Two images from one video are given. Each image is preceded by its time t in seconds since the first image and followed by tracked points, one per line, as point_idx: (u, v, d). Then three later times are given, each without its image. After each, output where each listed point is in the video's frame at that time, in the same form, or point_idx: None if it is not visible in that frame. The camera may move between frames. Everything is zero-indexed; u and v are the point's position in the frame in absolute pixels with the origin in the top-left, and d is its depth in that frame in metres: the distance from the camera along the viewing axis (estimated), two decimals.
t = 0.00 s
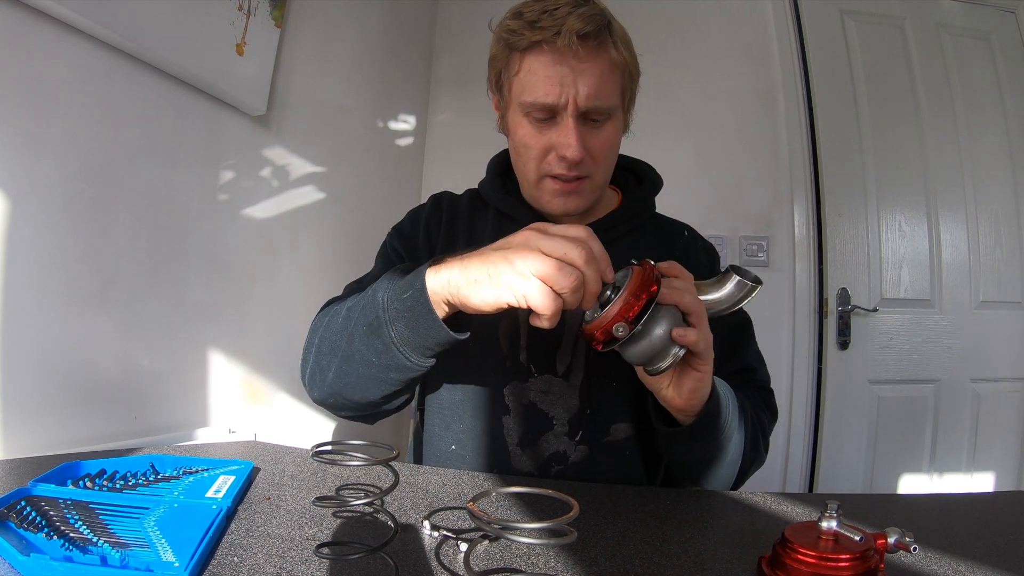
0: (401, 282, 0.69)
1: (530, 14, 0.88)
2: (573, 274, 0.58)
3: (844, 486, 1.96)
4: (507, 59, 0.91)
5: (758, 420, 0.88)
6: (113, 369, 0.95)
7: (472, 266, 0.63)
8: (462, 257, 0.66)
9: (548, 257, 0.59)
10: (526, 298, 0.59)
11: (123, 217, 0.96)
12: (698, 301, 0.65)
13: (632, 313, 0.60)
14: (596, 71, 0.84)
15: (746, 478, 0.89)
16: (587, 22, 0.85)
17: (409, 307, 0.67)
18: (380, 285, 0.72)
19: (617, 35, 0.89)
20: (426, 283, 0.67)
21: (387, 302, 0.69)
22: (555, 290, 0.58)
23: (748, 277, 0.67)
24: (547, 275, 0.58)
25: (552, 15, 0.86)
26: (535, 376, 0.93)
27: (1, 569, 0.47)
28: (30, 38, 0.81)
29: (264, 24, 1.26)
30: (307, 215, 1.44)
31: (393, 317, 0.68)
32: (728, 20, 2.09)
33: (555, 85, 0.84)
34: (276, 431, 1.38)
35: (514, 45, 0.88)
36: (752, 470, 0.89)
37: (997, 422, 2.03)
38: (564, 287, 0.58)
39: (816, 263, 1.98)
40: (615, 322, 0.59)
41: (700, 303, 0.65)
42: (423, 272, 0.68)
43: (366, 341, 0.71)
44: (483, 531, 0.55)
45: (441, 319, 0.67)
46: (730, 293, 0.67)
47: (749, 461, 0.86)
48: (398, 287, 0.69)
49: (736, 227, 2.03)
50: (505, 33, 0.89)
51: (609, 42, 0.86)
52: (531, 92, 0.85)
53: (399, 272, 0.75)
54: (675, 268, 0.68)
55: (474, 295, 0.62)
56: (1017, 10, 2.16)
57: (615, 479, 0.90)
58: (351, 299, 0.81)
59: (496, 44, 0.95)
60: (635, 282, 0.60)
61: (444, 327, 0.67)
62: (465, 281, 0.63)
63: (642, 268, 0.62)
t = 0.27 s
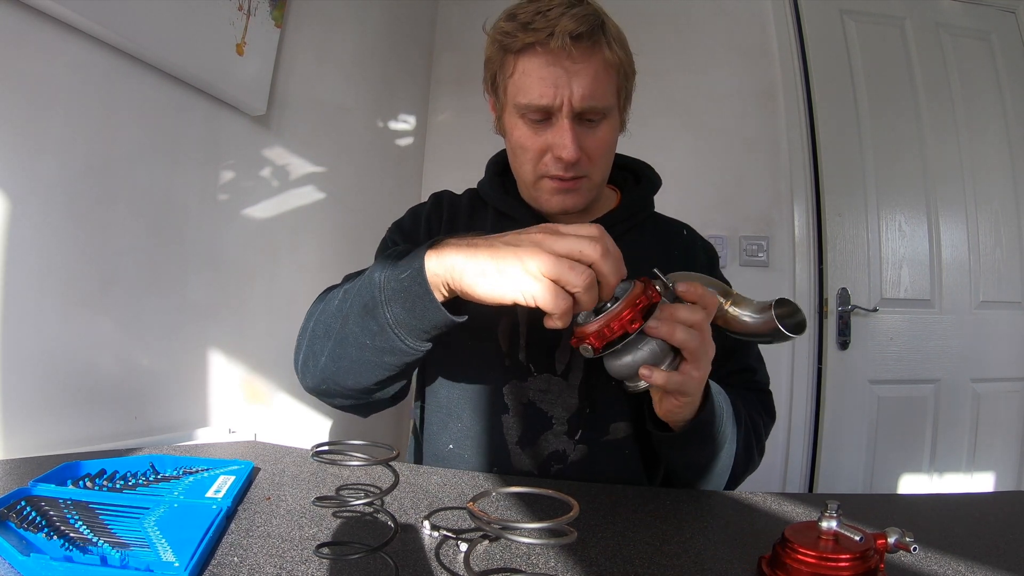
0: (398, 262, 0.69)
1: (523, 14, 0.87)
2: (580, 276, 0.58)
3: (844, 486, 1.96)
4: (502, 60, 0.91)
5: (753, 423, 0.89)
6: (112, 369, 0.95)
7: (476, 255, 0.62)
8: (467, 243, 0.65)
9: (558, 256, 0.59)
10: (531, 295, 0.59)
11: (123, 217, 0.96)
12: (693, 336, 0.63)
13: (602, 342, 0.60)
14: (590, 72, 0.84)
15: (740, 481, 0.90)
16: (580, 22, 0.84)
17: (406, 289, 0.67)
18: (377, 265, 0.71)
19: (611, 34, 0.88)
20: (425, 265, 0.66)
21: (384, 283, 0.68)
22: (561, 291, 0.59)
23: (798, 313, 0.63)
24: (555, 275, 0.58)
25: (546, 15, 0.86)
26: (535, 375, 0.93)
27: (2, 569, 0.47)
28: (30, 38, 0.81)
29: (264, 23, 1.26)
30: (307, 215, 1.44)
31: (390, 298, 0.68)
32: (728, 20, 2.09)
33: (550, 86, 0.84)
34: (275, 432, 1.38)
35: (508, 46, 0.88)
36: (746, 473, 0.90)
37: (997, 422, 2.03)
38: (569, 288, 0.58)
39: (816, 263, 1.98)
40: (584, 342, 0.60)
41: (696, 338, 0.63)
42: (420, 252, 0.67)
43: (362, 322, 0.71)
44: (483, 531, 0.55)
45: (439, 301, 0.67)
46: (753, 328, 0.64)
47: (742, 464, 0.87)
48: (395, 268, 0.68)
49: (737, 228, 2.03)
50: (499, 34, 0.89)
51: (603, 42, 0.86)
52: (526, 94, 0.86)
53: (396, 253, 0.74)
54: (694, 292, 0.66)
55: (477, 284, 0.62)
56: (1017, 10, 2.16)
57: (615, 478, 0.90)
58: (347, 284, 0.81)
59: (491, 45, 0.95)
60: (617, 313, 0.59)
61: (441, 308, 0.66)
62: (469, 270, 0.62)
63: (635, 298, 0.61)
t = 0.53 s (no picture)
0: (397, 300, 0.69)
1: (526, 14, 0.87)
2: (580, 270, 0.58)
3: (844, 486, 1.96)
4: (504, 60, 0.91)
5: (751, 424, 0.89)
6: (112, 369, 0.95)
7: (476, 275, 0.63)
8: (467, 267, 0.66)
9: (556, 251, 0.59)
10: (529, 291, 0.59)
11: (123, 216, 0.96)
12: (693, 350, 0.63)
13: (600, 345, 0.59)
14: (593, 72, 0.84)
15: (738, 481, 0.90)
16: (583, 23, 0.84)
17: (406, 331, 0.67)
18: (376, 302, 0.71)
19: (614, 35, 0.88)
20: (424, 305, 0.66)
21: (384, 323, 0.69)
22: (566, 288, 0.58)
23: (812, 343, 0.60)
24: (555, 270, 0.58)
25: (549, 15, 0.86)
26: (535, 375, 0.93)
27: (1, 569, 0.47)
28: (30, 38, 0.81)
29: (263, 23, 1.26)
30: (308, 215, 1.44)
31: (390, 339, 0.68)
32: (728, 20, 2.09)
33: (552, 87, 0.84)
34: (276, 432, 1.38)
35: (510, 46, 0.88)
36: (743, 474, 0.90)
37: (997, 422, 2.03)
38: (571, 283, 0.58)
39: (816, 263, 1.98)
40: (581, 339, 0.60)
41: (695, 353, 0.63)
42: (420, 292, 0.67)
43: (362, 359, 0.71)
44: (483, 531, 0.55)
45: (441, 342, 0.67)
46: (758, 349, 0.62)
47: (738, 465, 0.87)
48: (395, 308, 0.68)
49: (736, 228, 2.03)
50: (502, 34, 0.89)
51: (606, 43, 0.86)
52: (528, 94, 0.85)
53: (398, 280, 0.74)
54: (705, 306, 0.64)
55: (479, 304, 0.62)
56: (1017, 10, 2.16)
57: (615, 479, 0.90)
58: (346, 305, 0.81)
59: (493, 45, 0.95)
60: (618, 321, 0.58)
61: (442, 350, 0.67)
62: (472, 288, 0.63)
63: (641, 307, 0.59)
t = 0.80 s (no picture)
0: (390, 284, 0.70)
1: (533, 14, 0.88)
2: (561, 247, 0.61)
3: (844, 486, 1.96)
4: (509, 59, 0.91)
5: (751, 425, 0.89)
6: (112, 369, 0.95)
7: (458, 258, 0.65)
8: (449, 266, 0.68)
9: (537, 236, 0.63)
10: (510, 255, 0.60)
11: (123, 216, 0.96)
12: (706, 361, 0.62)
13: (613, 364, 0.60)
14: (598, 72, 0.84)
15: (738, 482, 0.90)
16: (590, 23, 0.84)
17: (396, 311, 0.67)
18: (370, 287, 0.72)
19: (620, 36, 0.88)
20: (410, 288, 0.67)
21: (376, 304, 0.69)
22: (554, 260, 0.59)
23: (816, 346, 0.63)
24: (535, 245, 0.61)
25: (555, 15, 0.86)
26: (535, 376, 0.93)
27: (1, 569, 0.47)
28: (30, 38, 0.81)
29: (263, 23, 1.26)
30: (308, 215, 1.44)
31: (381, 320, 0.68)
32: (728, 20, 2.09)
33: (557, 86, 0.84)
34: (276, 432, 1.38)
35: (516, 46, 0.88)
36: (744, 474, 0.90)
37: (997, 422, 2.03)
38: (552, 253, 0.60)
39: (816, 263, 1.98)
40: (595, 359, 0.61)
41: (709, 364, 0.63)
42: (410, 276, 0.68)
43: (354, 342, 0.71)
44: (483, 531, 0.55)
45: (429, 324, 0.67)
46: (769, 353, 0.62)
47: (739, 466, 0.87)
48: (386, 291, 0.69)
49: (737, 228, 2.03)
50: (508, 33, 0.89)
51: (611, 43, 0.86)
52: (533, 93, 0.85)
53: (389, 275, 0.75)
54: (715, 315, 0.64)
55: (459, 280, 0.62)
56: (1017, 10, 2.16)
57: (615, 479, 0.90)
58: (343, 299, 0.81)
59: (498, 44, 0.95)
60: (630, 341, 0.59)
61: (431, 331, 0.66)
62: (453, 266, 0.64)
63: (654, 326, 0.60)
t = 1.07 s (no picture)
0: (386, 269, 0.70)
1: (535, 14, 0.87)
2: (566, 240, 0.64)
3: (844, 486, 1.96)
4: (511, 59, 0.91)
5: (751, 423, 0.89)
6: (112, 369, 0.95)
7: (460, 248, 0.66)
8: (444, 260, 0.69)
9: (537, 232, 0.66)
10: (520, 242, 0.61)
11: (123, 217, 0.96)
12: (703, 359, 0.63)
13: (611, 372, 0.60)
14: (601, 73, 0.84)
15: (738, 481, 0.90)
16: (593, 24, 0.84)
17: (389, 297, 0.67)
18: (366, 272, 0.72)
19: (622, 37, 0.88)
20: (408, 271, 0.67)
21: (371, 288, 0.69)
22: (566, 244, 0.61)
23: (808, 331, 0.62)
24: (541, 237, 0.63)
25: (558, 16, 0.86)
26: (535, 375, 0.93)
27: (1, 569, 0.47)
28: (31, 38, 0.81)
29: (263, 23, 1.26)
30: (308, 215, 1.44)
31: (374, 304, 0.68)
32: (728, 20, 2.09)
33: (559, 87, 0.84)
34: (276, 432, 1.38)
35: (518, 46, 0.88)
36: (744, 474, 0.90)
37: (997, 422, 2.03)
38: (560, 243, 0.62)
39: (816, 263, 1.99)
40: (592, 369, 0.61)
41: (705, 362, 0.63)
42: (407, 260, 0.68)
43: (345, 325, 0.71)
44: (483, 531, 0.55)
45: (422, 312, 0.67)
46: (764, 344, 0.63)
47: (739, 465, 0.87)
48: (382, 275, 0.69)
49: (737, 228, 2.03)
50: (510, 33, 0.89)
51: (614, 45, 0.86)
52: (535, 93, 0.85)
53: (387, 261, 0.75)
54: (708, 312, 0.64)
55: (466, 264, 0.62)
56: (1017, 10, 2.16)
57: (615, 478, 0.90)
58: (339, 285, 0.81)
59: (500, 44, 0.95)
60: (625, 347, 0.59)
61: (423, 318, 0.66)
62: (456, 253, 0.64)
63: (647, 330, 0.60)
